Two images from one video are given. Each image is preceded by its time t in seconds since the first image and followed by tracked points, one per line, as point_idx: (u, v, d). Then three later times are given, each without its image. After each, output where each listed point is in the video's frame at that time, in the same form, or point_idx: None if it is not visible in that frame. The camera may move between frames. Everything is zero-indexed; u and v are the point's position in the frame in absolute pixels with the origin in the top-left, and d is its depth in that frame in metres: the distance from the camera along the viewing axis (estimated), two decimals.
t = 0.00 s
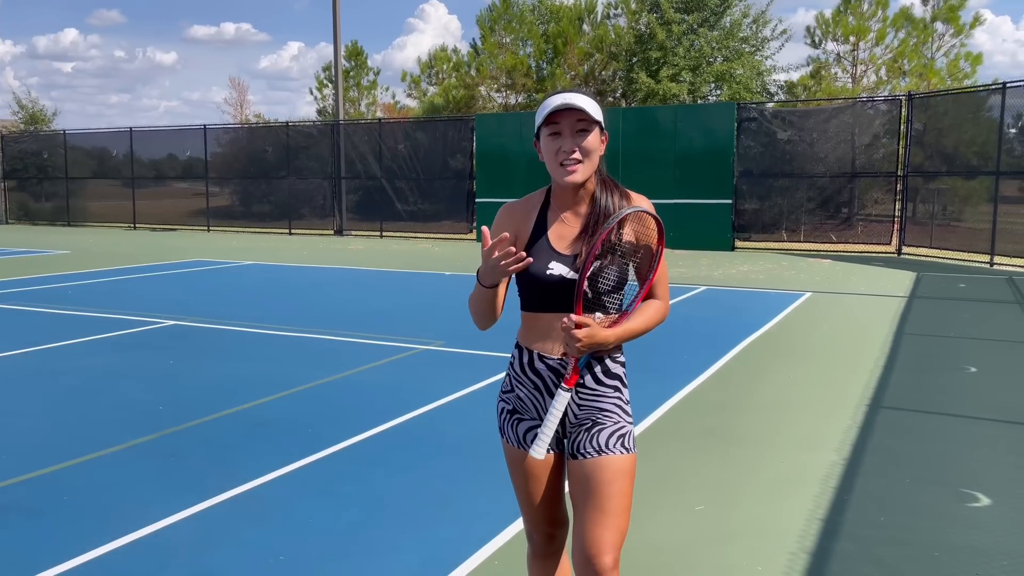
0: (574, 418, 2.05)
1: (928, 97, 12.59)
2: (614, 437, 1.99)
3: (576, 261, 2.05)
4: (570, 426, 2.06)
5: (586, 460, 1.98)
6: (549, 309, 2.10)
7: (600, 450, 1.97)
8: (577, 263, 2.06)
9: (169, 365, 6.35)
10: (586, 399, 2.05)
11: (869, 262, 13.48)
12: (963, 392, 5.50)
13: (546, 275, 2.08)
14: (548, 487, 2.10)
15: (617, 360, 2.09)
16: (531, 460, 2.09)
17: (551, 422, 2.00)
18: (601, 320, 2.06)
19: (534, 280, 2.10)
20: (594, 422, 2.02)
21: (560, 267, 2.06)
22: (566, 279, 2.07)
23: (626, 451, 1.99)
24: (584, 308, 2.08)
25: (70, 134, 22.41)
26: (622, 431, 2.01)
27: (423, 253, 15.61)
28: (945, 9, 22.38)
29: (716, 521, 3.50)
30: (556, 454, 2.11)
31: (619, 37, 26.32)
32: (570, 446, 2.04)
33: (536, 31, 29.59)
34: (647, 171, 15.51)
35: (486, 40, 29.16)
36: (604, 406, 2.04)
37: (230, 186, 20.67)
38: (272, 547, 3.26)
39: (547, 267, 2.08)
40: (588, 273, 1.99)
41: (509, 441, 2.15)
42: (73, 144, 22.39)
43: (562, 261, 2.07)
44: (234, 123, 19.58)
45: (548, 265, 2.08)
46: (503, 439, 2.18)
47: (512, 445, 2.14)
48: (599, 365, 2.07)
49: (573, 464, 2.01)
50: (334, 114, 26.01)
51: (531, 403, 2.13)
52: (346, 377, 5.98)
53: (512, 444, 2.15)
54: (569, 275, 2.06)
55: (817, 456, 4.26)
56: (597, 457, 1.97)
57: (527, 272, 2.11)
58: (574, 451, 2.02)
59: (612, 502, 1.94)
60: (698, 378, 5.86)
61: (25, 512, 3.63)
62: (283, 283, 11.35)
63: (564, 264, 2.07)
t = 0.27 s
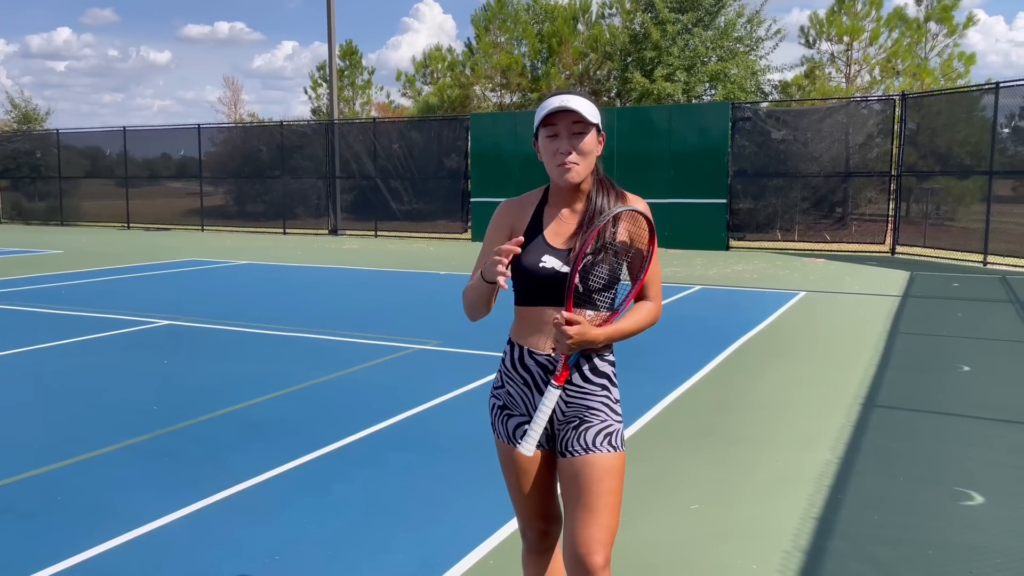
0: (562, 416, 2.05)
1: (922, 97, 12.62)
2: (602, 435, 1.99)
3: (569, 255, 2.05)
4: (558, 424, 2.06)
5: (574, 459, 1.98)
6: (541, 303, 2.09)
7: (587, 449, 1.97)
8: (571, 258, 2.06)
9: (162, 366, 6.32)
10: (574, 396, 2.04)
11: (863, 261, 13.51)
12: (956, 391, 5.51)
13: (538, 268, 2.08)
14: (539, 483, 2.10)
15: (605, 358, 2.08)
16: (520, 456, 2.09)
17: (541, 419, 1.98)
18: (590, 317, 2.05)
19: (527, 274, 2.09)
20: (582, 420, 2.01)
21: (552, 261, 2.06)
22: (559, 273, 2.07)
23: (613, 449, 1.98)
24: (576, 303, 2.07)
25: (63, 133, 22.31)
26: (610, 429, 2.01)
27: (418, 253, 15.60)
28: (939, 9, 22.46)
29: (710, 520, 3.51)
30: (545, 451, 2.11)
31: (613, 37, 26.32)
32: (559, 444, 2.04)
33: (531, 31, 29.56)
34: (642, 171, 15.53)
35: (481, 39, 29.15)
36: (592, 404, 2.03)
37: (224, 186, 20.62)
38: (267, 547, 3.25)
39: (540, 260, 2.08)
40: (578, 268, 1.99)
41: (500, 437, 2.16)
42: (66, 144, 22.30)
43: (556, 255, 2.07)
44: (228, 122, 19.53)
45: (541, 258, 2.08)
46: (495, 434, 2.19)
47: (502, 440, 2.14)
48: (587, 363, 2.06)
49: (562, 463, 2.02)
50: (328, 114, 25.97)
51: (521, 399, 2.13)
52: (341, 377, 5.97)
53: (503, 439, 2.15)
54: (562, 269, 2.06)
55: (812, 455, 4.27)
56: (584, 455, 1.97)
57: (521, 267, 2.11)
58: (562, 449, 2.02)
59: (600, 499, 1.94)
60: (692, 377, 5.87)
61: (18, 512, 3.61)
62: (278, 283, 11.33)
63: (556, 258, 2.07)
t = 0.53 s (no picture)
0: (554, 415, 2.05)
1: (917, 97, 12.67)
2: (593, 435, 1.99)
3: (559, 250, 2.06)
4: (549, 422, 2.06)
5: (565, 458, 1.99)
6: (532, 298, 2.10)
7: (579, 449, 1.97)
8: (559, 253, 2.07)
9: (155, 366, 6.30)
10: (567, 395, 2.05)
11: (857, 260, 13.54)
12: (952, 390, 5.52)
13: (526, 262, 2.08)
14: (531, 481, 2.11)
15: (598, 358, 2.09)
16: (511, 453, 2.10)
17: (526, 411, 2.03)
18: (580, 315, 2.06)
19: (517, 269, 2.10)
20: (575, 419, 2.02)
21: (542, 256, 2.07)
22: (549, 267, 2.07)
23: (604, 449, 1.99)
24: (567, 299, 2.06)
25: (57, 132, 22.25)
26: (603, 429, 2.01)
27: (414, 253, 15.59)
28: (933, 9, 22.54)
29: (705, 519, 3.51)
30: (536, 450, 2.11)
31: (608, 36, 26.34)
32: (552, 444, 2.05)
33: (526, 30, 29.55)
34: (637, 170, 15.54)
35: (477, 39, 29.15)
36: (583, 403, 2.04)
37: (219, 185, 20.57)
38: (262, 547, 3.25)
39: (531, 255, 2.08)
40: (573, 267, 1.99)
41: (493, 434, 2.16)
42: (61, 143, 22.23)
43: (545, 248, 2.08)
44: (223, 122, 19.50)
45: (530, 252, 2.08)
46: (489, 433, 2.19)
47: (494, 438, 2.15)
48: (578, 361, 2.06)
49: (554, 463, 2.02)
50: (325, 113, 25.96)
51: (514, 397, 2.14)
52: (335, 376, 5.96)
53: (494, 438, 2.16)
54: (550, 263, 2.07)
55: (806, 454, 4.27)
56: (576, 455, 1.97)
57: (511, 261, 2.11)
58: (554, 448, 2.03)
59: (593, 500, 1.95)
60: (688, 377, 5.88)
61: (12, 513, 3.60)
62: (272, 282, 11.32)
63: (546, 252, 2.08)
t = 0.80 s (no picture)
0: (556, 413, 2.05)
1: (912, 97, 12.70)
2: (596, 430, 1.99)
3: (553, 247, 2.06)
4: (552, 421, 2.06)
5: (567, 454, 1.99)
6: (527, 295, 2.10)
7: (581, 445, 1.97)
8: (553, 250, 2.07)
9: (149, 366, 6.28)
10: (568, 392, 2.06)
11: (853, 260, 13.56)
12: (947, 390, 5.53)
13: (520, 261, 2.08)
14: (530, 481, 2.11)
15: (596, 355, 2.10)
16: (511, 454, 2.10)
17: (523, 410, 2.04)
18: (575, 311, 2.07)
19: (511, 266, 2.10)
20: (577, 416, 2.02)
21: (537, 254, 2.07)
22: (544, 266, 2.07)
23: (606, 445, 1.99)
24: (560, 296, 2.08)
25: (52, 132, 22.19)
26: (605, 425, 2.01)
27: (410, 252, 15.57)
28: (929, 9, 22.58)
29: (701, 519, 3.52)
30: (537, 451, 2.12)
31: (605, 37, 26.36)
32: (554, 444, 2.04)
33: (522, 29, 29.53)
34: (633, 170, 15.55)
35: (473, 38, 29.13)
36: (585, 400, 2.04)
37: (215, 185, 20.53)
38: (257, 546, 3.25)
39: (525, 254, 2.08)
40: (562, 259, 1.99)
41: (492, 438, 2.16)
42: (56, 142, 22.18)
43: (539, 247, 2.08)
44: (219, 121, 19.47)
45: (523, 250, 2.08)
46: (489, 436, 2.18)
47: (493, 440, 2.14)
48: (577, 358, 2.07)
49: (555, 462, 2.02)
50: (321, 113, 25.93)
51: (513, 399, 2.13)
52: (331, 376, 5.95)
53: (493, 441, 2.15)
54: (545, 261, 2.07)
55: (801, 453, 4.28)
56: (578, 451, 1.97)
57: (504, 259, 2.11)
58: (556, 446, 2.03)
59: (594, 497, 1.94)
60: (685, 376, 5.88)
61: (7, 513, 3.59)
62: (268, 282, 11.30)
63: (540, 251, 2.08)
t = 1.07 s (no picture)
0: (556, 417, 2.05)
1: (909, 97, 12.73)
2: (596, 433, 1.98)
3: (554, 253, 2.06)
4: (552, 425, 2.06)
5: (565, 458, 1.98)
6: (526, 303, 2.09)
7: (579, 448, 1.96)
8: (554, 256, 2.07)
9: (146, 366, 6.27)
10: (568, 395, 2.05)
11: (849, 260, 13.59)
12: (943, 389, 5.54)
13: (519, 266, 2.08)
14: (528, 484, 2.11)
15: (596, 359, 2.10)
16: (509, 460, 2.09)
17: (522, 418, 2.02)
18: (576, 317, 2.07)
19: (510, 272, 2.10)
20: (578, 419, 2.01)
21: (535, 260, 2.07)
22: (543, 271, 2.07)
23: (606, 449, 1.98)
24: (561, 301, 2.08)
25: (48, 131, 22.14)
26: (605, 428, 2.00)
27: (407, 252, 15.57)
28: (925, 9, 22.62)
29: (697, 518, 3.53)
30: (537, 458, 2.11)
31: (602, 36, 26.37)
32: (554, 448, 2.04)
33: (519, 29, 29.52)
34: (630, 170, 15.56)
35: (470, 38, 29.13)
36: (586, 402, 2.04)
37: (211, 185, 20.49)
38: (254, 547, 3.25)
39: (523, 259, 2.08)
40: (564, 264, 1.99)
41: (491, 445, 2.16)
42: (52, 142, 22.14)
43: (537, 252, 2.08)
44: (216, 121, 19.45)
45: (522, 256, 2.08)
46: (488, 444, 2.18)
47: (491, 448, 2.14)
48: (577, 361, 2.07)
49: (554, 465, 2.02)
50: (318, 113, 25.92)
51: (512, 405, 2.13)
52: (328, 376, 5.95)
53: (492, 448, 2.15)
54: (544, 267, 2.07)
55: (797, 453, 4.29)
56: (576, 454, 1.96)
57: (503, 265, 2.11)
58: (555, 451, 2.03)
59: (592, 499, 1.95)
60: (682, 376, 5.89)
61: (3, 513, 3.59)
62: (265, 281, 11.29)
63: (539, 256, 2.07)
